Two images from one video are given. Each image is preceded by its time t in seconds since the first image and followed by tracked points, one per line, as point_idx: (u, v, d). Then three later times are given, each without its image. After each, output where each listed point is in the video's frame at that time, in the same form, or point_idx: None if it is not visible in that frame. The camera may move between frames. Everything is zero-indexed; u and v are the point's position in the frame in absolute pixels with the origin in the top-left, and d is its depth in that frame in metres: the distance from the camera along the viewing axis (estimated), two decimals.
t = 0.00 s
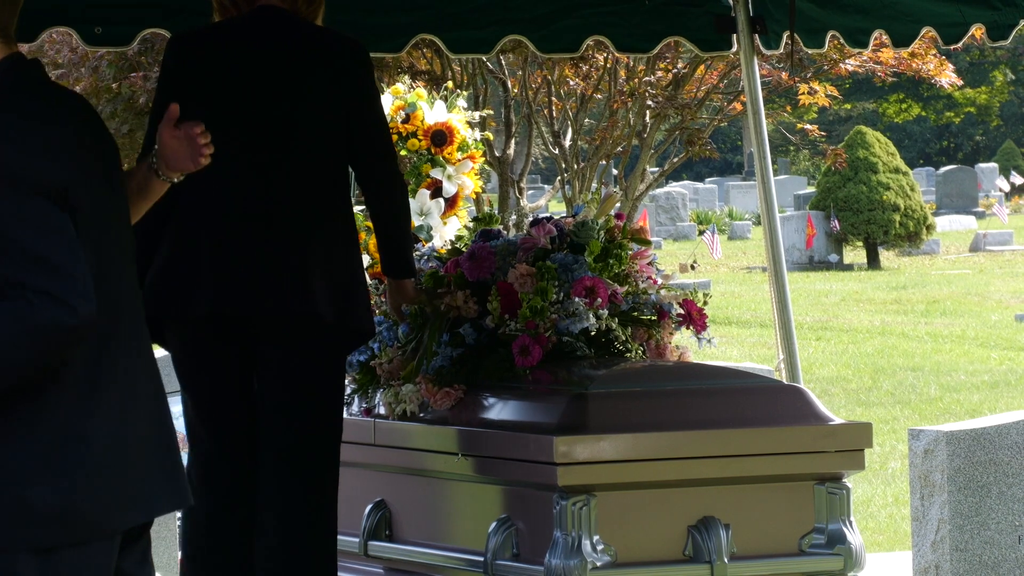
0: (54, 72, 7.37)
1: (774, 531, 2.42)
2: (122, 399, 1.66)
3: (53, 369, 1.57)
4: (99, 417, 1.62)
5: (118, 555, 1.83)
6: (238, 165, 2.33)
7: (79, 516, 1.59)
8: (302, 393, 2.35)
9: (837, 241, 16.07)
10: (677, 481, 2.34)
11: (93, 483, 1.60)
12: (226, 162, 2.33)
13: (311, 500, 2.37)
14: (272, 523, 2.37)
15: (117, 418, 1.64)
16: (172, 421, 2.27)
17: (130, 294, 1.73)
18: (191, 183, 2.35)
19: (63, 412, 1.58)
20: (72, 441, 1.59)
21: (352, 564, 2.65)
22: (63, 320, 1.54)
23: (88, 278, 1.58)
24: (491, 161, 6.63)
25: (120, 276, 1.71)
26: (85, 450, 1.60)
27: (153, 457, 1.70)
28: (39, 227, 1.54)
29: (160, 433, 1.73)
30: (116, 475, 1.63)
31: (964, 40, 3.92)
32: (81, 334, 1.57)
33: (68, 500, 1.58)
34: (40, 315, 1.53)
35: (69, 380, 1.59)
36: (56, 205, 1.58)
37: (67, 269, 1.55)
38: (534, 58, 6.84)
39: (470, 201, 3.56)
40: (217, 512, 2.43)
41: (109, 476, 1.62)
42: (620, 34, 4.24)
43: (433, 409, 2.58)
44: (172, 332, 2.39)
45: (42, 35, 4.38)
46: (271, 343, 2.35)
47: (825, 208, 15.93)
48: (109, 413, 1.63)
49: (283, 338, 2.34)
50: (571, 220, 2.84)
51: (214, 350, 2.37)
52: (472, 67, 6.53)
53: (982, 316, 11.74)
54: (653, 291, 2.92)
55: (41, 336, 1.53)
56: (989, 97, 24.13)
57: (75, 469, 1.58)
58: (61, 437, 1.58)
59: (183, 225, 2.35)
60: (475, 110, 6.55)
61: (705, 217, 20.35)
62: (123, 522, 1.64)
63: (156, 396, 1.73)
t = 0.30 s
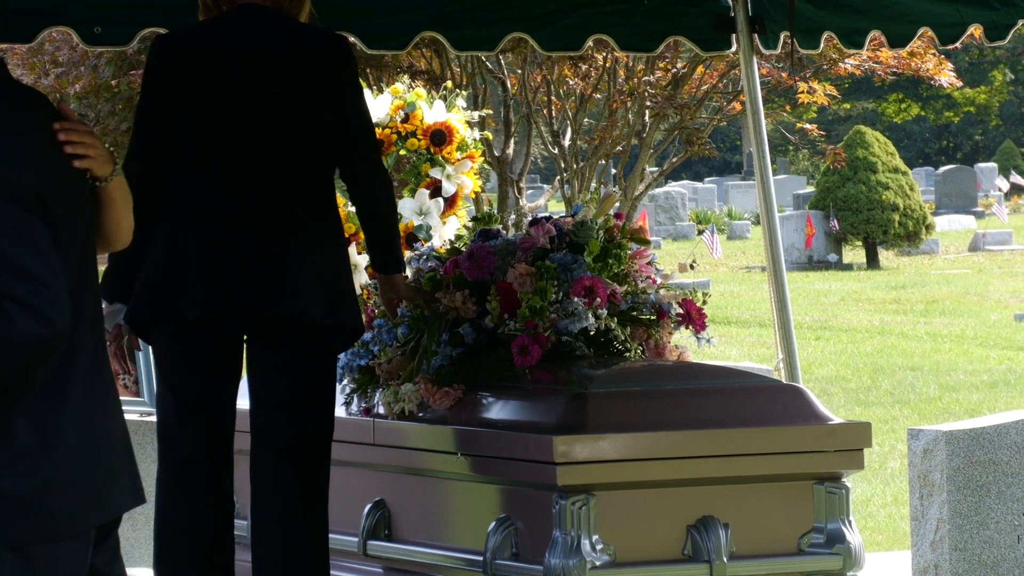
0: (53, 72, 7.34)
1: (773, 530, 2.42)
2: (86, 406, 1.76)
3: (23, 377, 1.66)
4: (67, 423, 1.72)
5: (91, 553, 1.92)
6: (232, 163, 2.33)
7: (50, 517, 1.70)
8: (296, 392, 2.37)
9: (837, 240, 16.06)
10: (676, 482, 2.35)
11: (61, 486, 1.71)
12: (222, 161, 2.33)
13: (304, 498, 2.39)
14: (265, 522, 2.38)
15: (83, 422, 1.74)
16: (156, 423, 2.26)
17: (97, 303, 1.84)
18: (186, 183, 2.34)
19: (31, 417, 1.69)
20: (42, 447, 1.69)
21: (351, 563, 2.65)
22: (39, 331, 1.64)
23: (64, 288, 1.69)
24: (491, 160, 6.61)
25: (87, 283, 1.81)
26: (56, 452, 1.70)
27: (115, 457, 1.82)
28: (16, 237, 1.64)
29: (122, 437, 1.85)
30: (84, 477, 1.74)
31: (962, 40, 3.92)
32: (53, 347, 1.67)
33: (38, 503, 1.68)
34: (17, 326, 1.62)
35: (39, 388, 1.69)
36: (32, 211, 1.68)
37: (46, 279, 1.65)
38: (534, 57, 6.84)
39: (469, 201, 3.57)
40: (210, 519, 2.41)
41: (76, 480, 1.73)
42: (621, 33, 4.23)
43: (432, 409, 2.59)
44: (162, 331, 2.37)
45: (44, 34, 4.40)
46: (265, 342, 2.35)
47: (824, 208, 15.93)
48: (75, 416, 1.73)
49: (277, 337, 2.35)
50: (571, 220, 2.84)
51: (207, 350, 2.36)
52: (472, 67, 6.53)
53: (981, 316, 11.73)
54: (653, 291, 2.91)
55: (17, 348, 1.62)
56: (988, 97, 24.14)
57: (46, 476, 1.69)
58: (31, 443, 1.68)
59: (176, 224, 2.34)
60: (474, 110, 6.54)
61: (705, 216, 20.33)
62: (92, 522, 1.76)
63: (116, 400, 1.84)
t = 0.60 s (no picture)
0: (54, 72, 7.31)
1: (773, 530, 2.42)
2: (73, 403, 1.87)
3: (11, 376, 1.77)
4: (55, 420, 1.83)
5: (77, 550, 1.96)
6: (230, 162, 2.33)
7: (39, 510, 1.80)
8: (293, 392, 2.37)
9: (837, 240, 16.06)
10: (676, 482, 2.35)
11: (50, 479, 1.81)
12: (220, 160, 2.33)
13: (300, 497, 2.39)
14: (260, 522, 2.37)
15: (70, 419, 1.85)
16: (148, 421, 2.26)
17: (85, 307, 1.94)
18: (182, 180, 2.34)
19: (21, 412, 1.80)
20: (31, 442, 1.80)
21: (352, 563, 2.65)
22: (35, 328, 1.76)
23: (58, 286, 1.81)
24: (491, 160, 6.61)
25: (73, 289, 1.93)
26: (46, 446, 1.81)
27: (104, 455, 1.92)
28: (14, 239, 1.75)
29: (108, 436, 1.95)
30: (73, 471, 1.85)
31: (961, 40, 3.92)
32: (44, 345, 1.79)
33: (28, 496, 1.79)
34: (10, 325, 1.74)
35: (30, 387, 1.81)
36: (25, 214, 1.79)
37: (42, 279, 1.77)
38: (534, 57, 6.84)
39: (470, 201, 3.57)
40: (206, 517, 2.42)
41: (65, 475, 1.83)
42: (622, 33, 4.23)
43: (433, 409, 2.59)
44: (160, 329, 2.36)
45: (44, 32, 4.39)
46: (262, 340, 2.34)
47: (824, 208, 15.93)
48: (64, 413, 1.85)
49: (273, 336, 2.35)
50: (571, 219, 2.84)
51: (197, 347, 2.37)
52: (472, 66, 6.54)
53: (981, 316, 11.74)
54: (653, 291, 2.91)
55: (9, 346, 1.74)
56: (988, 98, 24.14)
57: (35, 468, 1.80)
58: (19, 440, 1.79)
59: (173, 221, 2.34)
60: (474, 110, 6.54)
61: (706, 217, 20.32)
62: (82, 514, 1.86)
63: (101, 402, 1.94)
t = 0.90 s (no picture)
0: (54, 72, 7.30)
1: (773, 530, 2.42)
2: (78, 400, 1.81)
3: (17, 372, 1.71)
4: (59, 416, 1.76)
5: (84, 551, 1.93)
6: (232, 162, 2.33)
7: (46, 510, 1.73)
8: (292, 391, 2.37)
9: (837, 240, 16.06)
10: (676, 481, 2.35)
11: (55, 480, 1.74)
12: (222, 160, 2.33)
13: (298, 498, 2.38)
14: (257, 523, 2.37)
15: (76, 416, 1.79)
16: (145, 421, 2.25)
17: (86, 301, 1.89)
18: (182, 179, 2.33)
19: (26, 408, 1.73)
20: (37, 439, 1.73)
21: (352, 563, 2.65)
22: (44, 321, 1.70)
23: (61, 278, 1.74)
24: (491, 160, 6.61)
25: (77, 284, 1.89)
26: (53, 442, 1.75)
27: (109, 453, 1.86)
28: (14, 233, 1.68)
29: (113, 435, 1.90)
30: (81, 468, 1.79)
31: (961, 40, 3.92)
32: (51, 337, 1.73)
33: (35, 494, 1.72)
34: (19, 318, 1.68)
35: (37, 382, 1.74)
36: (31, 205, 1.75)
37: (44, 272, 1.71)
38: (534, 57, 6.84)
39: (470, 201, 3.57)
40: (205, 517, 2.42)
41: (71, 473, 1.77)
42: (624, 33, 4.23)
43: (433, 409, 2.59)
44: (153, 330, 2.36)
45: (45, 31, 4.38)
46: (259, 341, 2.34)
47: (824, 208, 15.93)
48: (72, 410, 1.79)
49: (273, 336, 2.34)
50: (571, 220, 2.84)
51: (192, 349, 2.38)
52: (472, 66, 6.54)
53: (981, 316, 11.74)
54: (653, 291, 2.91)
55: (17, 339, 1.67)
56: (988, 98, 24.14)
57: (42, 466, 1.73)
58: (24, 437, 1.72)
59: (173, 220, 2.33)
60: (474, 110, 6.54)
61: (705, 216, 20.33)
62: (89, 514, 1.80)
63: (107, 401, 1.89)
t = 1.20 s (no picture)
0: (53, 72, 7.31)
1: (774, 530, 2.43)
2: (90, 401, 1.77)
3: (29, 375, 1.66)
4: (71, 418, 1.72)
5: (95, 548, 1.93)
6: (231, 162, 2.33)
7: (60, 515, 1.70)
8: (289, 392, 2.35)
9: (837, 240, 16.06)
10: (677, 481, 2.34)
11: (68, 482, 1.71)
12: (221, 161, 2.33)
13: (296, 499, 2.38)
14: (255, 523, 2.37)
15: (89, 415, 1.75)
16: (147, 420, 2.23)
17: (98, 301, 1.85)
18: (181, 180, 2.33)
19: (40, 412, 1.69)
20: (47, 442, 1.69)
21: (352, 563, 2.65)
22: (54, 322, 1.66)
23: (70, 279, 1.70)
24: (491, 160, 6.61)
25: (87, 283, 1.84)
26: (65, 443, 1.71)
27: (122, 453, 1.82)
28: (21, 233, 1.64)
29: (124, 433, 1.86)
30: (95, 470, 1.74)
31: (961, 40, 3.92)
32: (63, 340, 1.69)
33: (47, 496, 1.68)
34: (29, 319, 1.64)
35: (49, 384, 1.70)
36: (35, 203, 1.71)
37: (53, 274, 1.66)
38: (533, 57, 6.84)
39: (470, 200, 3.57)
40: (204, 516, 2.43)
41: (80, 475, 1.72)
42: (625, 32, 4.22)
43: (432, 409, 2.59)
44: (150, 331, 2.36)
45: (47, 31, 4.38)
46: (256, 341, 2.33)
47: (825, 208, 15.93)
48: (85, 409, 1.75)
49: (269, 337, 2.33)
50: (571, 219, 2.84)
51: (188, 350, 2.37)
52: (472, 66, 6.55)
53: (981, 316, 11.74)
54: (653, 291, 2.91)
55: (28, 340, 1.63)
56: (988, 98, 24.14)
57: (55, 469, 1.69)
58: (36, 440, 1.68)
59: (171, 221, 2.33)
60: (474, 110, 6.55)
61: (706, 216, 20.33)
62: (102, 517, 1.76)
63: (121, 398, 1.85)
